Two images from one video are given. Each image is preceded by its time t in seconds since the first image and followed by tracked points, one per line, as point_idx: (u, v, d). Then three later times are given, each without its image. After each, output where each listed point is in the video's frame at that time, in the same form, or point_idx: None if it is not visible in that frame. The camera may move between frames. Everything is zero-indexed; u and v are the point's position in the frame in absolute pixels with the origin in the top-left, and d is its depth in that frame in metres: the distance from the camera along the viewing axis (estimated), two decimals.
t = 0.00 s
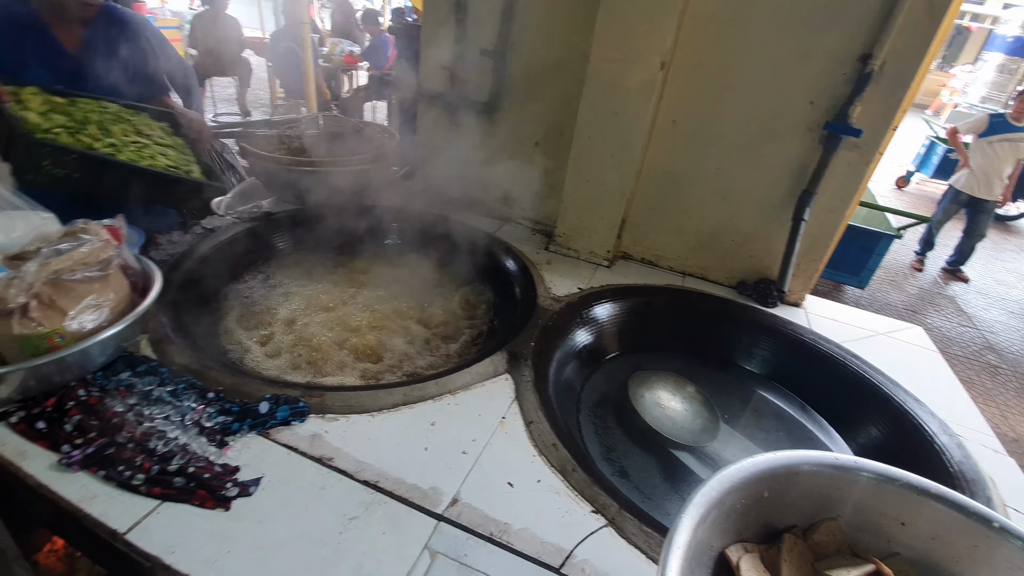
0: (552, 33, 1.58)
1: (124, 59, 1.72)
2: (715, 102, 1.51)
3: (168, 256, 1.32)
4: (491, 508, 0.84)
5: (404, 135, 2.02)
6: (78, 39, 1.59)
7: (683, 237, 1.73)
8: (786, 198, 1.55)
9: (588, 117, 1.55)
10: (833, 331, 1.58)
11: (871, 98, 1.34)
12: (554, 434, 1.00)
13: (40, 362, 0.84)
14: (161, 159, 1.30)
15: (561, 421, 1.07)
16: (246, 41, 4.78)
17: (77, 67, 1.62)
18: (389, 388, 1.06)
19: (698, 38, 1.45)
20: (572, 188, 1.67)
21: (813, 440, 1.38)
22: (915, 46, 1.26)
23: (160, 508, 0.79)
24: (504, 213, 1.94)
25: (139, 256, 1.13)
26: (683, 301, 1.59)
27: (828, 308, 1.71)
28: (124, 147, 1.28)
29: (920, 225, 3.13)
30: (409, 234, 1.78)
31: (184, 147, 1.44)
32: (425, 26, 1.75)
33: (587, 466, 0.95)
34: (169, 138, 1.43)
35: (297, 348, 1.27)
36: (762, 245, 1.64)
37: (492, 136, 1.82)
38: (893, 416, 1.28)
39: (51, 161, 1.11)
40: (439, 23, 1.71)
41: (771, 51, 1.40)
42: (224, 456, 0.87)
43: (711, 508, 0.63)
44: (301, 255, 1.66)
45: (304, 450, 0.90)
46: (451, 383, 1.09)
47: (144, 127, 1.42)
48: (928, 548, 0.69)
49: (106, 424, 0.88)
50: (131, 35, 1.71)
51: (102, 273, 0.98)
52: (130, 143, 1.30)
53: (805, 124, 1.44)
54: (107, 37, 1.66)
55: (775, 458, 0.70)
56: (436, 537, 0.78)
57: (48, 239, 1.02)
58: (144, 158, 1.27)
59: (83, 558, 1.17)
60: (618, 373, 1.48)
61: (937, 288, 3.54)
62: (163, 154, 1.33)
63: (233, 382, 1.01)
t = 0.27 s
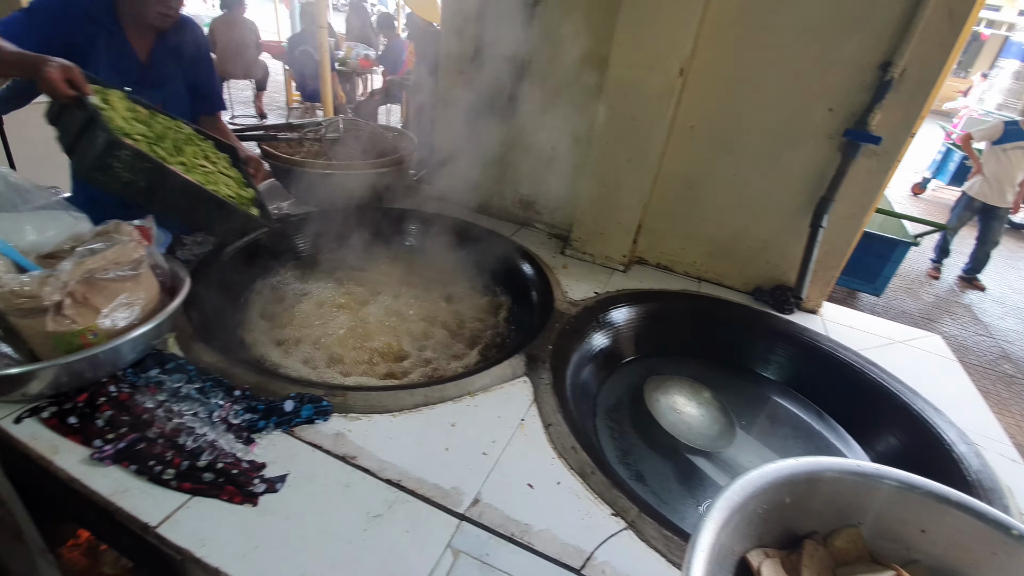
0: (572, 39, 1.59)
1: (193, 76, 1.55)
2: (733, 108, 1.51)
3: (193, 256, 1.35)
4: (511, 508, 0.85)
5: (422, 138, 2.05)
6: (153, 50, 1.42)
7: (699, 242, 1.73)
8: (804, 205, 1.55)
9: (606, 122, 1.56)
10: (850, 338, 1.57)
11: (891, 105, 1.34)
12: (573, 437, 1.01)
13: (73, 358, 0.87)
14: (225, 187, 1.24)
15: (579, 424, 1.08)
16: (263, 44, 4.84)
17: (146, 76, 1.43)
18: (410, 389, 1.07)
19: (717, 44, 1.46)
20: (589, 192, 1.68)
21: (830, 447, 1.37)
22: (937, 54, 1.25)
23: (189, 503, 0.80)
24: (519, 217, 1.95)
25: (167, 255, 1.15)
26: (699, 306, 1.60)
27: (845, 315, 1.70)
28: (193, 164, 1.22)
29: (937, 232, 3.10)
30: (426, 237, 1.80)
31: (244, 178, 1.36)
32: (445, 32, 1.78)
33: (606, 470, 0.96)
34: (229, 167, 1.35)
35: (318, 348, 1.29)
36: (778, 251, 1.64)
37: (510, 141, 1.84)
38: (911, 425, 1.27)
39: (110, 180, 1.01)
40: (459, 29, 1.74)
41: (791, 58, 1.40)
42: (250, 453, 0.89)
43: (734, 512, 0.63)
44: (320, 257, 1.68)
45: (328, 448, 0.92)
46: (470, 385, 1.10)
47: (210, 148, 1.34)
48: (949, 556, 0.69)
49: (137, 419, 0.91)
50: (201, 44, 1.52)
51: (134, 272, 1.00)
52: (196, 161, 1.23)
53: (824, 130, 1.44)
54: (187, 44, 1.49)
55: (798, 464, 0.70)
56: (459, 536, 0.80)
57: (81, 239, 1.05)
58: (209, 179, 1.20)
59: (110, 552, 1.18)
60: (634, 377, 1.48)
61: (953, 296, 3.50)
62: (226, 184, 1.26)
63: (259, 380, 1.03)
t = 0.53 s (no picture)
0: (610, 43, 1.60)
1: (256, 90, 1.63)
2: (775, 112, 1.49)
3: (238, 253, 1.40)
4: (549, 512, 0.86)
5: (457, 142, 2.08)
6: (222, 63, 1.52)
7: (737, 248, 1.70)
8: (847, 211, 1.50)
9: (644, 126, 1.55)
10: (895, 350, 1.52)
11: (943, 109, 1.29)
12: (610, 442, 1.00)
13: (132, 351, 0.92)
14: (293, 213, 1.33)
15: (615, 429, 1.07)
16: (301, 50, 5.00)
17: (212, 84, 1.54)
18: (447, 389, 1.09)
19: (760, 48, 1.43)
20: (624, 196, 1.67)
21: (872, 461, 1.33)
22: (994, 56, 1.21)
23: (239, 493, 0.83)
24: (552, 220, 1.96)
25: (217, 254, 1.20)
26: (736, 313, 1.57)
27: (890, 325, 1.64)
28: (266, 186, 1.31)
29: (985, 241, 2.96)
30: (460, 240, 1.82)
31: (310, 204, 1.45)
32: (483, 38, 1.81)
33: (643, 476, 0.95)
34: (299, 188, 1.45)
35: (356, 346, 1.33)
36: (819, 259, 1.60)
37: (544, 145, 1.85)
38: (960, 442, 1.22)
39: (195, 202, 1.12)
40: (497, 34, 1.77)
41: (836, 61, 1.37)
42: (295, 447, 0.92)
43: (779, 525, 0.62)
44: (357, 257, 1.72)
45: (369, 445, 0.94)
46: (506, 387, 1.11)
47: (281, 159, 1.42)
48: None
49: (189, 411, 0.94)
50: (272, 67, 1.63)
51: (188, 270, 1.04)
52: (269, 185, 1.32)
53: (870, 135, 1.40)
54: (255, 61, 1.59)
55: (845, 478, 0.68)
56: (497, 537, 0.80)
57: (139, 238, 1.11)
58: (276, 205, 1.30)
59: (163, 536, 1.28)
60: (669, 384, 1.46)
61: (1001, 307, 3.33)
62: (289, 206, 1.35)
63: (302, 376, 1.06)
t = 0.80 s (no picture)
0: (657, 54, 1.60)
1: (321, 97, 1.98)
2: (827, 128, 1.45)
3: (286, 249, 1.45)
4: (584, 522, 0.85)
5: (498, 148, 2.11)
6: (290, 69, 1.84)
7: (781, 264, 1.67)
8: (900, 231, 1.45)
9: (689, 138, 1.54)
10: (947, 378, 1.45)
11: (1010, 128, 1.24)
12: (646, 456, 0.99)
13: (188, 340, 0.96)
14: (360, 219, 1.42)
15: (651, 442, 1.06)
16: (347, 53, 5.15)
17: (279, 87, 1.85)
18: (485, 393, 1.10)
19: (813, 62, 1.41)
20: (666, 208, 1.66)
21: (917, 492, 1.27)
22: None
23: (284, 482, 0.86)
24: (590, 228, 1.96)
25: (270, 250, 1.25)
26: (778, 332, 1.53)
27: (941, 351, 1.57)
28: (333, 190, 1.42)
29: None
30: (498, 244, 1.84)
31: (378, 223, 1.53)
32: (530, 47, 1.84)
33: (680, 492, 0.94)
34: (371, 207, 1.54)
35: (396, 346, 1.36)
36: (868, 279, 1.55)
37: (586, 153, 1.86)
38: (1007, 474, 1.15)
39: (268, 196, 1.34)
40: (543, 44, 1.79)
41: (895, 76, 1.33)
42: (338, 441, 0.94)
43: (829, 554, 0.61)
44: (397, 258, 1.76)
45: (408, 443, 0.96)
46: (543, 393, 1.12)
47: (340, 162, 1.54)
48: None
49: (239, 400, 0.98)
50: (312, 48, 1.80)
51: (243, 265, 1.08)
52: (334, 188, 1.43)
53: (929, 154, 1.35)
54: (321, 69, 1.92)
55: (895, 510, 0.68)
56: (532, 543, 0.81)
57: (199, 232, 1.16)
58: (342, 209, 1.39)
59: (208, 516, 1.40)
60: (705, 400, 1.44)
61: None
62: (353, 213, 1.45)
63: (345, 372, 1.09)
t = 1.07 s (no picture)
0: (702, 64, 1.58)
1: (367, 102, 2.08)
2: (880, 142, 1.40)
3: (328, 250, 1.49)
4: (617, 537, 0.84)
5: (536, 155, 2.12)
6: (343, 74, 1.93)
7: (826, 282, 1.62)
8: (956, 252, 1.39)
9: (733, 149, 1.52)
10: (1003, 408, 1.37)
11: None
12: (682, 473, 0.97)
13: (236, 334, 0.99)
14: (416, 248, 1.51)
15: (686, 459, 1.04)
16: (388, 59, 5.27)
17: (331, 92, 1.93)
18: (519, 399, 1.10)
19: (868, 75, 1.37)
20: (706, 219, 1.64)
21: (967, 527, 1.20)
22: None
23: (321, 478, 0.87)
24: (626, 237, 1.94)
25: (313, 249, 1.28)
26: (821, 351, 1.48)
27: (998, 380, 1.48)
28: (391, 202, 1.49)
29: None
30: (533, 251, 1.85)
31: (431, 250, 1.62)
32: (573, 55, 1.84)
33: (717, 513, 0.91)
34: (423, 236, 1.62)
35: (430, 348, 1.37)
36: (919, 300, 1.49)
37: (625, 162, 1.85)
38: None
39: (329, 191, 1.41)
40: (587, 52, 1.80)
41: (956, 91, 1.27)
42: (374, 440, 0.95)
43: None
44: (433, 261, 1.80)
45: (442, 446, 0.96)
46: (577, 403, 1.11)
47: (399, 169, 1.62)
48: None
49: (281, 395, 1.01)
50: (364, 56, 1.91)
51: (288, 263, 1.11)
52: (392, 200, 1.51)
53: (991, 172, 1.29)
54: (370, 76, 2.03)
55: (948, 544, 0.65)
56: (564, 555, 0.80)
57: (249, 229, 1.20)
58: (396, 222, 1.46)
59: (244, 505, 1.44)
60: (742, 418, 1.40)
61: None
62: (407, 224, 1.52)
63: (383, 372, 1.11)
